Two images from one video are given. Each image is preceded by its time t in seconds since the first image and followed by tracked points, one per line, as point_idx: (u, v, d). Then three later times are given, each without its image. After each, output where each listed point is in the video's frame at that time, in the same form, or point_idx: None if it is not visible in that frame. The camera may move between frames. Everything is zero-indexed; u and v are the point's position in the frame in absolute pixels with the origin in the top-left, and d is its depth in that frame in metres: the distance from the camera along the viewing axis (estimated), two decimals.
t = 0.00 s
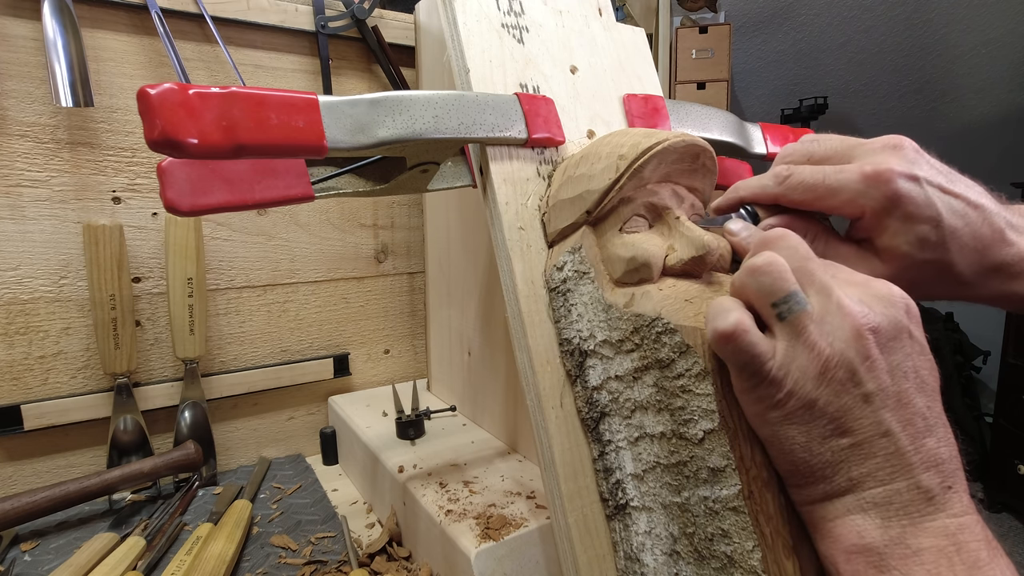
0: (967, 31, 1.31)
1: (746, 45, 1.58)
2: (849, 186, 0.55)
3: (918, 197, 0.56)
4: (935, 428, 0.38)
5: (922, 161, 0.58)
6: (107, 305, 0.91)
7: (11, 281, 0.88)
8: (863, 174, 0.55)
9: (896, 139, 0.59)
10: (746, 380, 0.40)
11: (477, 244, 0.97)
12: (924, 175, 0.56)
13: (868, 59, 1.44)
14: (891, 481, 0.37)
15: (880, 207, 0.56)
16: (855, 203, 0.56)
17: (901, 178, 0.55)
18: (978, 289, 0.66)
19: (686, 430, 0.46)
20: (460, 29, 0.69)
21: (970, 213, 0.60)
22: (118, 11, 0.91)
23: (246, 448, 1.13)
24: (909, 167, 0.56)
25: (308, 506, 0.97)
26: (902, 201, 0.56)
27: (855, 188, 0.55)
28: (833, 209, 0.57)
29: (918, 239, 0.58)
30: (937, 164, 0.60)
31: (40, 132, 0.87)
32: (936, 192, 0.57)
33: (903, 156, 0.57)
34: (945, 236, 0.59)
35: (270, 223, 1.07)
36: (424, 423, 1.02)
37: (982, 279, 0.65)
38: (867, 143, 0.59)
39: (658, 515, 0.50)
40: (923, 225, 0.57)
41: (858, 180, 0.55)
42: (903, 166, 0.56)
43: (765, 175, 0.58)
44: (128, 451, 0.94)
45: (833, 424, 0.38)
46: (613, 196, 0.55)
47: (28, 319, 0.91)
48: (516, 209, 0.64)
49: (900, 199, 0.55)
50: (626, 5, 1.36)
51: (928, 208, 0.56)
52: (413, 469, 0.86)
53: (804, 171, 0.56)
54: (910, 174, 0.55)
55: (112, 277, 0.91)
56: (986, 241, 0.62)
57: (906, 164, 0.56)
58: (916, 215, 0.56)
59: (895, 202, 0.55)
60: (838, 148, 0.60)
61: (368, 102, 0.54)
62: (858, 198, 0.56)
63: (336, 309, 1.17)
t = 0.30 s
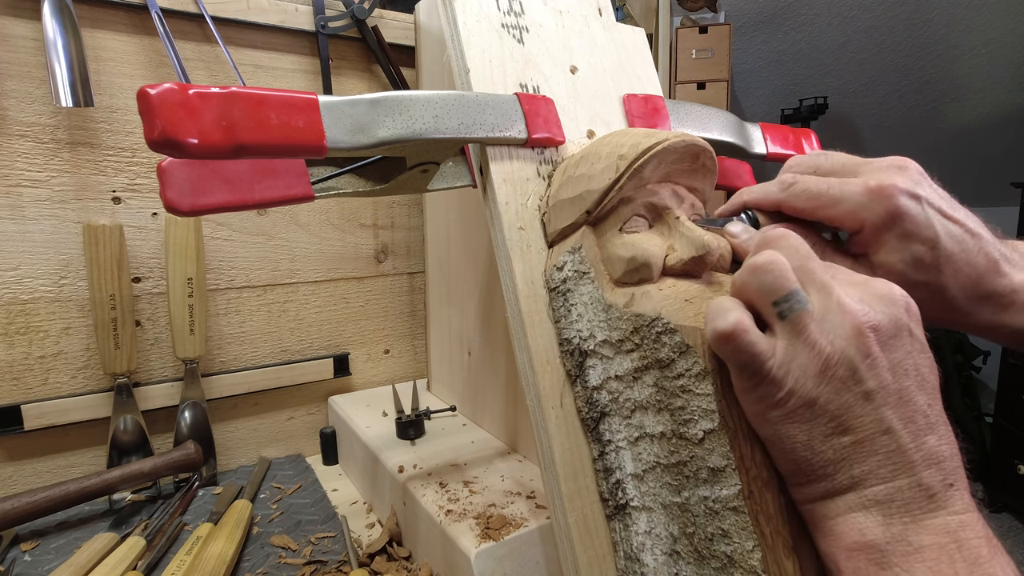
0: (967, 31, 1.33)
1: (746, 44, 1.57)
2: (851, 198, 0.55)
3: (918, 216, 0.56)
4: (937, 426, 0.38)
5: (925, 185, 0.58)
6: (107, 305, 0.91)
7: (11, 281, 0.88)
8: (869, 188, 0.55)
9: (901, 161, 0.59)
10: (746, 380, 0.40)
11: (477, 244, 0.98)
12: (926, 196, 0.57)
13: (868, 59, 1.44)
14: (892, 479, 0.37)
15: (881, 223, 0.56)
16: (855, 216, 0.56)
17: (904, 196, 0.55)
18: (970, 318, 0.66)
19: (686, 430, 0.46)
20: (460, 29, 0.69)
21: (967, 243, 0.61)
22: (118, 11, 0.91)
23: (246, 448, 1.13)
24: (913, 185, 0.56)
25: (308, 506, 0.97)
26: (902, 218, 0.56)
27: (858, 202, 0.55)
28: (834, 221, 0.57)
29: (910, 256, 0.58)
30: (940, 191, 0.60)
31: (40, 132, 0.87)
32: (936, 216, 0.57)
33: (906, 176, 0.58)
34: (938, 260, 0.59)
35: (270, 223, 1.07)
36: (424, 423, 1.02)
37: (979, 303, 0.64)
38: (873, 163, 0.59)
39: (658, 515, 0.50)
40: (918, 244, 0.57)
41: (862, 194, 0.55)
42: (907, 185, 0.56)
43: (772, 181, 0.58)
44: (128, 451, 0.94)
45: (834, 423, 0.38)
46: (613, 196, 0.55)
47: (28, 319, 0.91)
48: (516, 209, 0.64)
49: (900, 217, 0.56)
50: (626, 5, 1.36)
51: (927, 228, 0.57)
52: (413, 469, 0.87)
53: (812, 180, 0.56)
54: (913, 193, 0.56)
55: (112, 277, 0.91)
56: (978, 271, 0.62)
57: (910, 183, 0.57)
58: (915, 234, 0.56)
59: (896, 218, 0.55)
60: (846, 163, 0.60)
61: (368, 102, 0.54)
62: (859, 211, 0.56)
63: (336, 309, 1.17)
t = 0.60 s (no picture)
0: (967, 31, 1.29)
1: (746, 45, 1.55)
2: (853, 210, 0.56)
3: (919, 233, 0.56)
4: (937, 426, 0.38)
5: (928, 205, 0.59)
6: (107, 305, 0.91)
7: (11, 281, 0.88)
8: (872, 201, 0.55)
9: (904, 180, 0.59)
10: (746, 380, 0.40)
11: (477, 244, 0.97)
12: (927, 215, 0.57)
13: (868, 59, 1.43)
14: (893, 478, 0.37)
15: (882, 237, 0.56)
16: (856, 228, 0.57)
17: (907, 212, 0.56)
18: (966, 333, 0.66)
19: (686, 430, 0.46)
20: (460, 29, 0.69)
21: (962, 268, 0.61)
22: (118, 11, 0.91)
23: (246, 448, 1.13)
24: (916, 204, 0.57)
25: (308, 506, 0.97)
26: (904, 234, 0.56)
27: (859, 214, 0.56)
28: (834, 231, 0.58)
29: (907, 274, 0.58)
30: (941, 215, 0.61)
31: (40, 132, 0.87)
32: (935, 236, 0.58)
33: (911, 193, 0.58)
34: (934, 281, 0.59)
35: (270, 223, 1.07)
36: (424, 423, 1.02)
37: (972, 329, 0.64)
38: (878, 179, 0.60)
39: (658, 515, 0.50)
40: (916, 263, 0.57)
41: (864, 207, 0.56)
42: (910, 202, 0.56)
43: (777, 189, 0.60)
44: (128, 451, 0.94)
45: (834, 422, 0.38)
46: (613, 196, 0.55)
47: (28, 319, 0.91)
48: (516, 209, 0.64)
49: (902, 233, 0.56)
50: (626, 5, 1.36)
51: (926, 247, 0.57)
52: (413, 469, 0.86)
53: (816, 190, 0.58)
54: (915, 210, 0.56)
55: (112, 277, 0.91)
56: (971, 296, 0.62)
57: (913, 200, 0.57)
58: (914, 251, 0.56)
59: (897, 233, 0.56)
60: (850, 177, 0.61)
61: (368, 102, 0.54)
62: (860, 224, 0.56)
63: (336, 309, 1.17)
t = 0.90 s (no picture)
0: (967, 31, 1.29)
1: (746, 44, 1.55)
2: (852, 216, 0.57)
3: (917, 242, 0.57)
4: (938, 426, 0.38)
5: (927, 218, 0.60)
6: (107, 305, 0.91)
7: (11, 281, 0.88)
8: (871, 208, 0.57)
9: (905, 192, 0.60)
10: (745, 380, 0.40)
11: (477, 244, 0.97)
12: (926, 227, 0.58)
13: (868, 59, 1.43)
14: (894, 477, 0.37)
15: (879, 244, 0.57)
16: (855, 234, 0.58)
17: (905, 220, 0.56)
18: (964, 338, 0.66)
19: (686, 430, 0.46)
20: (460, 29, 0.69)
21: (957, 280, 0.61)
22: (118, 11, 0.91)
23: (246, 448, 1.13)
24: (916, 212, 0.57)
25: (308, 506, 0.97)
26: (901, 242, 0.56)
27: (858, 220, 0.57)
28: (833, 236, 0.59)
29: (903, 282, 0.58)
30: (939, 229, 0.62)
31: (40, 132, 0.87)
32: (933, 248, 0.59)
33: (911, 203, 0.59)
34: (929, 290, 0.60)
35: (270, 223, 1.07)
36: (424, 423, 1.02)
37: (967, 339, 0.64)
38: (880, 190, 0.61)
39: (658, 515, 0.50)
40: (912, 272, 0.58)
41: (863, 212, 0.57)
42: (911, 212, 0.57)
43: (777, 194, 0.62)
44: (127, 451, 0.94)
45: (834, 421, 0.38)
46: (613, 196, 0.55)
47: (28, 319, 0.91)
48: (516, 209, 0.64)
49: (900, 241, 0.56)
50: (626, 5, 1.36)
51: (923, 255, 0.57)
52: (413, 469, 0.87)
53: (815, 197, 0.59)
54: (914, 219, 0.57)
55: (112, 277, 0.91)
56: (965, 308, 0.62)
57: (913, 210, 0.58)
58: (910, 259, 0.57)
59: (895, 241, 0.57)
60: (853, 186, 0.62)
61: (368, 102, 0.54)
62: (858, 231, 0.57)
63: (336, 309, 1.17)
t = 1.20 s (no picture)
0: (968, 31, 1.30)
1: (746, 44, 1.56)
2: (846, 220, 0.60)
3: (910, 246, 0.59)
4: (937, 426, 0.38)
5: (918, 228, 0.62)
6: (107, 305, 0.91)
7: (11, 281, 0.88)
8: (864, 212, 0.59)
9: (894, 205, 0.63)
10: (745, 380, 0.40)
11: (477, 244, 0.98)
12: (917, 235, 0.60)
13: (868, 59, 1.43)
14: (894, 477, 0.37)
15: (874, 246, 0.59)
16: (850, 237, 0.60)
17: (896, 226, 0.59)
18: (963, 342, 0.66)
19: (686, 430, 0.46)
20: (460, 29, 0.69)
21: (950, 287, 0.61)
22: (118, 11, 0.91)
23: (246, 448, 1.13)
24: (905, 220, 0.60)
25: (308, 506, 0.97)
26: (895, 244, 0.58)
27: (853, 223, 0.59)
28: (830, 241, 0.60)
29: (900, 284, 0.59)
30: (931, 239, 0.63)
31: (40, 132, 0.87)
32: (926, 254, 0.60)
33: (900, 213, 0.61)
34: (925, 293, 0.60)
35: (270, 223, 1.07)
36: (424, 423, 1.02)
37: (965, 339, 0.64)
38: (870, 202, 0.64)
39: (658, 515, 0.50)
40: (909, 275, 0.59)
41: (858, 216, 0.59)
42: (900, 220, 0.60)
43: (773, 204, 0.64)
44: (127, 451, 0.94)
45: (834, 421, 0.38)
46: (613, 196, 0.55)
47: (28, 319, 0.91)
48: (516, 209, 0.64)
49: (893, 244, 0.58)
50: (626, 5, 1.36)
51: (918, 259, 0.59)
52: (413, 469, 0.87)
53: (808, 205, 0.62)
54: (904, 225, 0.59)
55: (112, 277, 0.91)
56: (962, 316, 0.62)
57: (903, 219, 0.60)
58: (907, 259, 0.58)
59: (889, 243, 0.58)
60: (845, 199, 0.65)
61: (368, 102, 0.54)
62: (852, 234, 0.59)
63: (336, 309, 1.17)
